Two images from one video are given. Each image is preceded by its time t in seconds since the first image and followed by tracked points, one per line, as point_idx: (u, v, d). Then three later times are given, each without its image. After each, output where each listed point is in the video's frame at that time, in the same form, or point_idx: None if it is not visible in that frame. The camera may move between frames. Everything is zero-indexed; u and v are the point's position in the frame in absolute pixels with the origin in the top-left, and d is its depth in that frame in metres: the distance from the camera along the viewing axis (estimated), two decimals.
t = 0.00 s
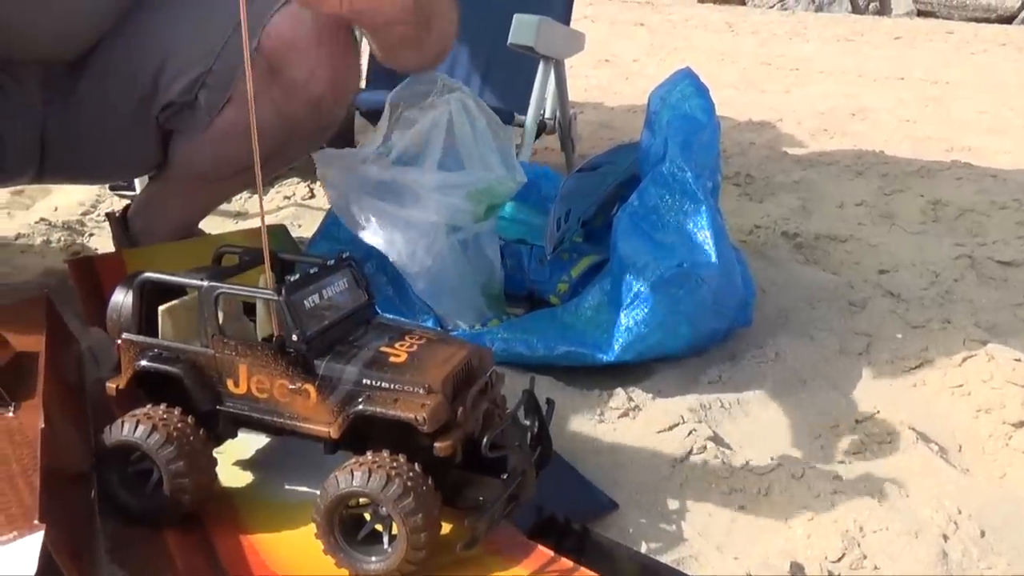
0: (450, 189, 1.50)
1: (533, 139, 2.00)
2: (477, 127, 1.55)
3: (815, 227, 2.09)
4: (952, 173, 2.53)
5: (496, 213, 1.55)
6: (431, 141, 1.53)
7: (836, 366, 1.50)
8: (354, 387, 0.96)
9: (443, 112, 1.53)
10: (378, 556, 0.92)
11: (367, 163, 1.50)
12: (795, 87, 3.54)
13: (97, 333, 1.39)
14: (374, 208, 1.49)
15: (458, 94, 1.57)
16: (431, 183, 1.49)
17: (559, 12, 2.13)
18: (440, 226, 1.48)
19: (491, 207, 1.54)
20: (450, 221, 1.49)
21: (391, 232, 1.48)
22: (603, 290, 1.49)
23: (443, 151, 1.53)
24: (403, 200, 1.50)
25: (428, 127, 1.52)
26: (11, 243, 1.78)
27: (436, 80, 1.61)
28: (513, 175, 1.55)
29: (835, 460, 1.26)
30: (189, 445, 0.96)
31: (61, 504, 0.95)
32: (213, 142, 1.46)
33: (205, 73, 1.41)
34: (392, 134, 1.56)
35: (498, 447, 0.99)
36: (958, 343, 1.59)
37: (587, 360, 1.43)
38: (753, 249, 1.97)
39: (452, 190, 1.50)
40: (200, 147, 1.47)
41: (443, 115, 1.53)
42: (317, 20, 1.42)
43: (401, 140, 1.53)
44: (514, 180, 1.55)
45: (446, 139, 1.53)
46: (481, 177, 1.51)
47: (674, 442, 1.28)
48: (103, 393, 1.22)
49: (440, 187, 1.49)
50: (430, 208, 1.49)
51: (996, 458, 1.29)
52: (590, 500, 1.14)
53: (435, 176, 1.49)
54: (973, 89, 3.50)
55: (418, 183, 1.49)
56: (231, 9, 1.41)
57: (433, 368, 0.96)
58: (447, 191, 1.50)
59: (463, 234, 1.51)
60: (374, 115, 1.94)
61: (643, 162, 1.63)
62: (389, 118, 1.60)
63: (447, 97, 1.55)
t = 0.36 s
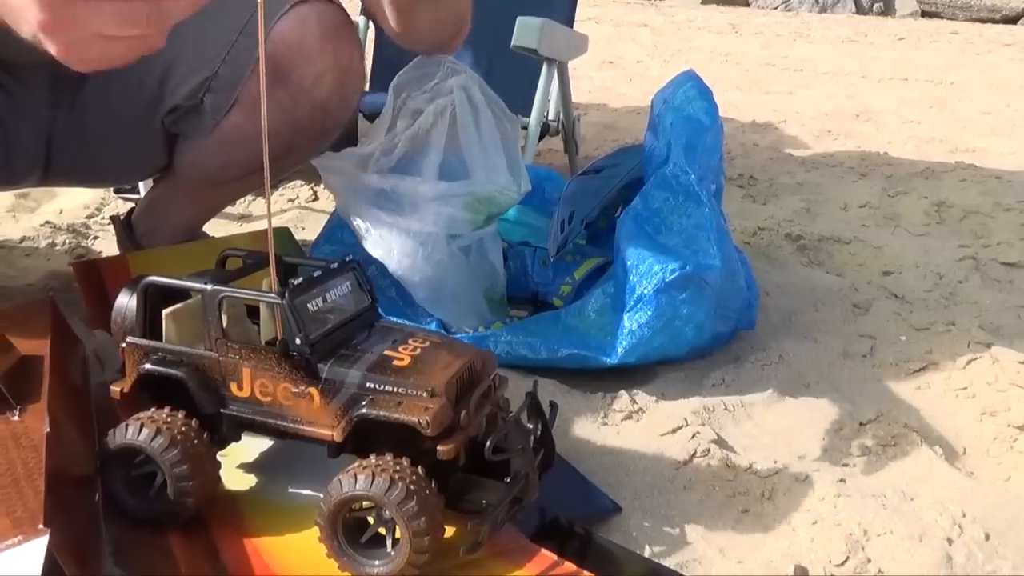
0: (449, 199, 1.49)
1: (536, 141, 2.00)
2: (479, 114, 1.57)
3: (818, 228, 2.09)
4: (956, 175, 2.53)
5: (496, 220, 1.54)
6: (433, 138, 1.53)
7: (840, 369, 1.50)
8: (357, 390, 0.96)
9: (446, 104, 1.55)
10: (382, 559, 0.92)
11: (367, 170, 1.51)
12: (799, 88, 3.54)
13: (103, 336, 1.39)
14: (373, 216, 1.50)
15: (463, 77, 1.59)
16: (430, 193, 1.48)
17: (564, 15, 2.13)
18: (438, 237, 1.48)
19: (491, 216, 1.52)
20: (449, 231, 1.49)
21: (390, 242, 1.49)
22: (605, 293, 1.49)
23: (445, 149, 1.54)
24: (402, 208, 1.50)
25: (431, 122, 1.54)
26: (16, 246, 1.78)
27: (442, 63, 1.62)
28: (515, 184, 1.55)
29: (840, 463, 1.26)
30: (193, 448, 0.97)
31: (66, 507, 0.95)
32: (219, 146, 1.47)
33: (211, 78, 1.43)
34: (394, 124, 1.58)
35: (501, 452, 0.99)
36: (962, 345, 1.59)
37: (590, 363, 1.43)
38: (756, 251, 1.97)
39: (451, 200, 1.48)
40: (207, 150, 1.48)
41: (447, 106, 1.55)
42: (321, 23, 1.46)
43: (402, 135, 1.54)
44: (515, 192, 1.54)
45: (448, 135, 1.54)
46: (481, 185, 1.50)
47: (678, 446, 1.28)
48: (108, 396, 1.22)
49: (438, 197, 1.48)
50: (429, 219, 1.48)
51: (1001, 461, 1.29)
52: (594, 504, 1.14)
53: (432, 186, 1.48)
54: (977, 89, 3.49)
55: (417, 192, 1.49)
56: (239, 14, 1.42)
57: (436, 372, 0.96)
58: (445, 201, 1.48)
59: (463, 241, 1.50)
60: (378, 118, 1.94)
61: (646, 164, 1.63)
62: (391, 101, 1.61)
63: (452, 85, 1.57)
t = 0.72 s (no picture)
0: (455, 199, 1.49)
1: (540, 144, 2.01)
2: (485, 119, 1.57)
3: (822, 231, 2.09)
4: (960, 177, 2.53)
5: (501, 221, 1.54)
6: (439, 143, 1.53)
7: (845, 371, 1.50)
8: (363, 391, 0.96)
9: (452, 109, 1.54)
10: (387, 559, 0.92)
11: (373, 171, 1.51)
12: (803, 91, 3.54)
13: (107, 336, 1.40)
14: (378, 216, 1.50)
15: (470, 85, 1.58)
16: (435, 193, 1.48)
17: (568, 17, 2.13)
18: (443, 236, 1.48)
19: (497, 216, 1.53)
20: (454, 231, 1.48)
21: (396, 242, 1.49)
22: (610, 295, 1.49)
23: (450, 153, 1.54)
24: (408, 209, 1.50)
25: (437, 127, 1.53)
26: (21, 247, 1.79)
27: (448, 71, 1.61)
28: (520, 185, 1.56)
29: (844, 465, 1.26)
30: (198, 448, 0.97)
31: (71, 507, 0.96)
32: (223, 145, 1.47)
33: (215, 77, 1.42)
34: (400, 131, 1.57)
35: (507, 452, 0.99)
36: (967, 347, 1.59)
37: (594, 364, 1.43)
38: (760, 253, 1.97)
39: (457, 200, 1.49)
40: (211, 150, 1.48)
41: (453, 111, 1.54)
42: (324, 22, 1.45)
43: (408, 139, 1.54)
44: (520, 190, 1.55)
45: (454, 139, 1.54)
46: (487, 186, 1.50)
47: (681, 447, 1.28)
48: (113, 396, 1.22)
49: (445, 197, 1.49)
50: (434, 219, 1.48)
51: (1005, 463, 1.29)
52: (598, 505, 1.14)
53: (438, 187, 1.49)
54: (981, 92, 3.50)
55: (423, 193, 1.49)
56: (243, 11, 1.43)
57: (441, 372, 0.96)
58: (452, 201, 1.49)
59: (468, 242, 1.50)
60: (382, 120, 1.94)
61: (651, 166, 1.63)
62: (396, 107, 1.60)
63: (458, 93, 1.56)
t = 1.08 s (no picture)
0: (455, 202, 1.49)
1: (541, 146, 2.01)
2: (485, 123, 1.56)
3: (824, 233, 2.09)
4: (962, 179, 2.53)
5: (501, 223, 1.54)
6: (438, 146, 1.53)
7: (846, 374, 1.50)
8: (364, 394, 0.96)
9: (451, 113, 1.54)
10: (387, 562, 0.92)
11: (374, 174, 1.52)
12: (804, 93, 3.54)
13: (109, 339, 1.40)
14: (379, 219, 1.51)
15: (469, 89, 1.59)
16: (436, 196, 1.48)
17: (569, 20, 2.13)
18: (444, 239, 1.48)
19: (497, 219, 1.54)
20: (455, 234, 1.48)
21: (396, 245, 1.49)
22: (611, 298, 1.50)
23: (450, 156, 1.54)
24: (409, 211, 1.50)
25: (436, 129, 1.53)
26: (23, 250, 1.79)
27: (444, 75, 1.62)
28: (520, 188, 1.56)
29: (845, 468, 1.26)
30: (199, 452, 0.97)
31: (73, 510, 0.96)
32: (224, 149, 1.48)
33: (215, 81, 1.43)
34: (401, 135, 1.57)
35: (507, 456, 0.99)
36: (968, 350, 1.59)
37: (595, 367, 1.43)
38: (761, 255, 1.97)
39: (458, 202, 1.49)
40: (211, 155, 1.49)
41: (453, 115, 1.54)
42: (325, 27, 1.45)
43: (409, 142, 1.54)
44: (520, 193, 1.54)
45: (454, 143, 1.54)
46: (487, 189, 1.51)
47: (682, 450, 1.28)
48: (115, 399, 1.23)
49: (446, 199, 1.48)
50: (435, 222, 1.48)
51: (1007, 466, 1.29)
52: (599, 508, 1.14)
53: (439, 189, 1.49)
54: (982, 94, 3.50)
55: (424, 195, 1.49)
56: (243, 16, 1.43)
57: (442, 376, 0.97)
58: (453, 203, 1.48)
59: (469, 244, 1.49)
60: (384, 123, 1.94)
61: (653, 168, 1.63)
62: (398, 111, 1.61)
63: (458, 96, 1.56)
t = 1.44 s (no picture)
0: (457, 211, 1.49)
1: (543, 154, 2.01)
2: (487, 134, 1.57)
3: (825, 239, 2.09)
4: (963, 184, 2.53)
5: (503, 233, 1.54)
6: (441, 156, 1.54)
7: (848, 382, 1.50)
8: (366, 407, 0.96)
9: (454, 125, 1.55)
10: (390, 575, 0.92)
11: (376, 185, 1.52)
12: (805, 97, 3.54)
13: (112, 350, 1.40)
14: (382, 229, 1.51)
15: (472, 102, 1.60)
16: (438, 205, 1.49)
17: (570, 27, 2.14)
18: (446, 249, 1.48)
19: (498, 228, 1.54)
20: (456, 244, 1.48)
21: (399, 254, 1.50)
22: (613, 307, 1.49)
23: (453, 167, 1.55)
24: (411, 221, 1.50)
25: (439, 141, 1.54)
26: (27, 260, 1.79)
27: (450, 90, 1.64)
28: (522, 198, 1.56)
29: (847, 478, 1.26)
30: (203, 464, 0.97)
31: (77, 523, 0.96)
32: (227, 161, 1.48)
33: (218, 94, 1.45)
34: (404, 147, 1.58)
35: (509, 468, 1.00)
36: (969, 357, 1.59)
37: (596, 375, 1.43)
38: (762, 262, 1.97)
39: (459, 213, 1.49)
40: (214, 166, 1.49)
41: (456, 127, 1.55)
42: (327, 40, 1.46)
43: (412, 153, 1.55)
44: (521, 204, 1.55)
45: (456, 153, 1.55)
46: (489, 199, 1.51)
47: (683, 459, 1.28)
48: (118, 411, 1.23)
49: (448, 209, 1.49)
50: (437, 231, 1.48)
51: (1009, 474, 1.29)
52: (601, 517, 1.14)
53: (441, 199, 1.49)
54: (983, 97, 3.50)
55: (426, 205, 1.50)
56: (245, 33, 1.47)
57: (444, 388, 0.97)
58: (455, 213, 1.49)
59: (471, 254, 1.49)
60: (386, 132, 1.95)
61: (653, 178, 1.64)
62: (400, 128, 1.63)
63: (461, 110, 1.57)
